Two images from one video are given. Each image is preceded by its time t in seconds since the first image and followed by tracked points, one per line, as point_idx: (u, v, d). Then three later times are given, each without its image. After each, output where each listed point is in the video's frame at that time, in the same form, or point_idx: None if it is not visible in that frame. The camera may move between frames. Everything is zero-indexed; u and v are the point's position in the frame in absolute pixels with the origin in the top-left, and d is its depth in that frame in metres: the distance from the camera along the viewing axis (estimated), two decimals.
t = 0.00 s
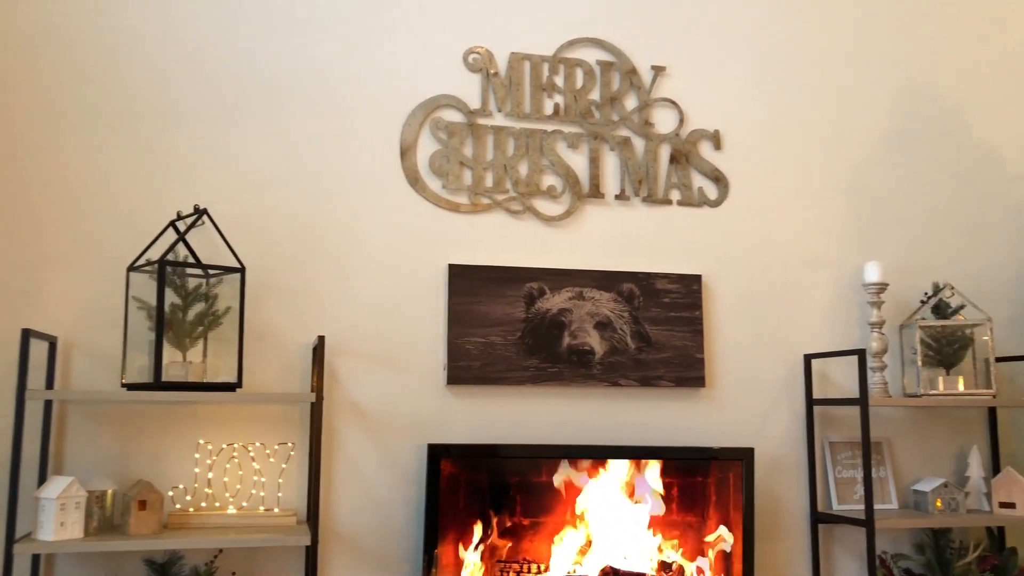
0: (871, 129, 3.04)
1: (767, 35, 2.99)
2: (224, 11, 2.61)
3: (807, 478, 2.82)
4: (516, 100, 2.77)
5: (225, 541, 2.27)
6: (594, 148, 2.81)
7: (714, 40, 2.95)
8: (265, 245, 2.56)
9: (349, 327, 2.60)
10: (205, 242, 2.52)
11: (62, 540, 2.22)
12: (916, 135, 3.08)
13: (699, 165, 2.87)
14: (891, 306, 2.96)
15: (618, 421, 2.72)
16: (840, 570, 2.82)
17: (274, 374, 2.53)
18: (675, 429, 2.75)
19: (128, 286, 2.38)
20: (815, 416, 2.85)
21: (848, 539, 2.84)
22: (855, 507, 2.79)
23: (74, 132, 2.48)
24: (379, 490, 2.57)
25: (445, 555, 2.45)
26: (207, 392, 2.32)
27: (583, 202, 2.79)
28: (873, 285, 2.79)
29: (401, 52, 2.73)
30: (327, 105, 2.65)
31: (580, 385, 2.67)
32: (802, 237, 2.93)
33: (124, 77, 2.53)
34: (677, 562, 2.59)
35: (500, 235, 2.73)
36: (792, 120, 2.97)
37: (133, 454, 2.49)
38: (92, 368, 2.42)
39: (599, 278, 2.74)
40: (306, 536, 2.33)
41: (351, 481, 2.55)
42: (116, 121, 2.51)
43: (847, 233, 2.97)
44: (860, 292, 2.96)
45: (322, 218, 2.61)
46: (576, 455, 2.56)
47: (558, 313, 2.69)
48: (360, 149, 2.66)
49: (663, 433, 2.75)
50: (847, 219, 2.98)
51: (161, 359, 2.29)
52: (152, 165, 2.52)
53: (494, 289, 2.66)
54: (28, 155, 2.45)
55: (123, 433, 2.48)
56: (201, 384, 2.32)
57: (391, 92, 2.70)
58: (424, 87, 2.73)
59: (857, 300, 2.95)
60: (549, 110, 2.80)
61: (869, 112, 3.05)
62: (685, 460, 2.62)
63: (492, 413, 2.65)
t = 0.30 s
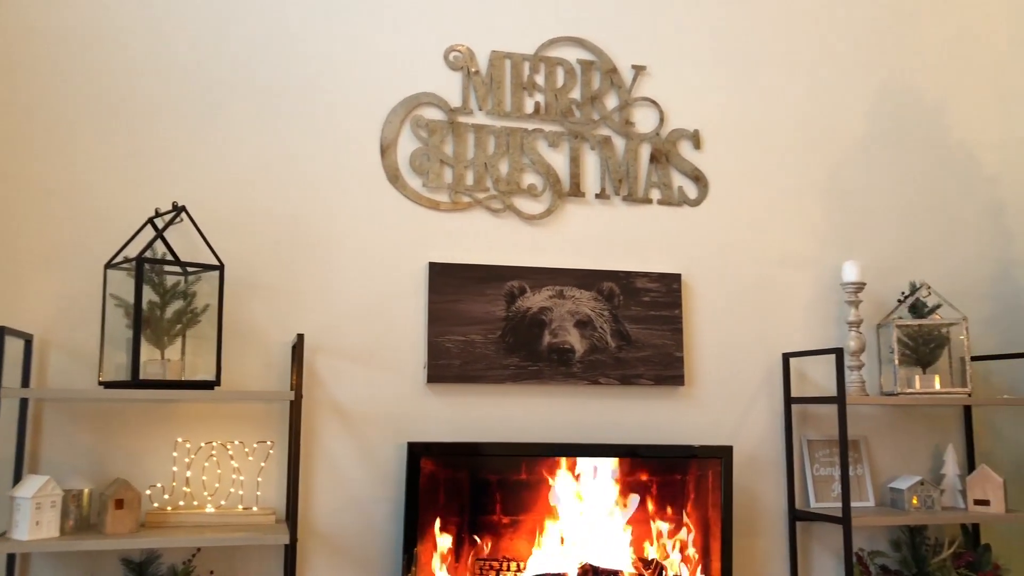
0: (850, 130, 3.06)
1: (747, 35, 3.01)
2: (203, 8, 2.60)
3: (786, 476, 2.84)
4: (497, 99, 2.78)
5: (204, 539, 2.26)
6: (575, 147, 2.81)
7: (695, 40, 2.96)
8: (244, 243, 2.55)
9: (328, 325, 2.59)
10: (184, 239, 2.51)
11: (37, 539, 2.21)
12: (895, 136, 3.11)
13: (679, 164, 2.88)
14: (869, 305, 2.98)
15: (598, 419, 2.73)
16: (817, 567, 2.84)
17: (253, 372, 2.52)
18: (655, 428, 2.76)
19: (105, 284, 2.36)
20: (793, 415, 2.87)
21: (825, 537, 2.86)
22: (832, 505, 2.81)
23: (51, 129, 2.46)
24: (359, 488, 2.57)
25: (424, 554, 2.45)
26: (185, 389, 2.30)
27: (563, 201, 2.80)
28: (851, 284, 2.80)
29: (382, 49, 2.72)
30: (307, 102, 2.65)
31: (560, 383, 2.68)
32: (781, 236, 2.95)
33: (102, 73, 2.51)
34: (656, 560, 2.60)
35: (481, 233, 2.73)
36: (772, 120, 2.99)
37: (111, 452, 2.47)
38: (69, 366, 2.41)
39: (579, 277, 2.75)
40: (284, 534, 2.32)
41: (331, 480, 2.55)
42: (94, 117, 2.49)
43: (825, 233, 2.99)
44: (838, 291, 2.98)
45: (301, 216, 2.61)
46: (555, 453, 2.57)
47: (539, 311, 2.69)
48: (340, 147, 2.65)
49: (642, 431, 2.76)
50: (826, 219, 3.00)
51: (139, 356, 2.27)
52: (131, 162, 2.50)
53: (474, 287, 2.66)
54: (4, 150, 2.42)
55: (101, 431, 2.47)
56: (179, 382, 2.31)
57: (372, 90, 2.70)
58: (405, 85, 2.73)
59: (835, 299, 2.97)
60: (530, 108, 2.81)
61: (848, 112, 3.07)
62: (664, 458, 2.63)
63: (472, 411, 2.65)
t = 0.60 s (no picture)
0: (832, 128, 3.08)
1: (730, 33, 3.02)
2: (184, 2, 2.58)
3: (767, 472, 2.85)
4: (480, 95, 2.77)
5: (185, 536, 2.25)
6: (559, 144, 2.81)
7: (678, 38, 2.97)
8: (226, 238, 2.54)
9: (311, 321, 2.58)
10: (165, 235, 2.49)
11: (15, 536, 2.19)
12: (876, 134, 3.13)
13: (662, 161, 2.89)
14: (850, 302, 3.00)
15: (581, 416, 2.73)
16: (798, 563, 2.85)
17: (234, 368, 2.51)
18: (637, 424, 2.77)
19: (85, 279, 2.34)
20: (774, 412, 2.88)
21: (806, 533, 2.87)
22: (813, 501, 2.83)
23: (30, 122, 2.44)
24: (341, 485, 2.56)
25: (406, 550, 2.44)
26: (166, 386, 2.29)
27: (546, 197, 2.80)
28: (832, 282, 2.82)
29: (365, 45, 2.71)
30: (290, 98, 2.64)
31: (543, 380, 2.68)
32: (763, 234, 2.96)
33: (83, 66, 2.49)
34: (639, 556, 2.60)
35: (464, 230, 2.72)
36: (754, 118, 3.00)
37: (90, 449, 2.45)
38: (49, 362, 2.39)
39: (562, 273, 2.75)
40: (266, 531, 2.31)
41: (313, 477, 2.54)
42: (74, 111, 2.47)
43: (807, 230, 3.01)
44: (819, 289, 3.00)
45: (284, 212, 2.60)
46: (538, 449, 2.57)
47: (522, 308, 2.69)
48: (323, 143, 2.65)
49: (624, 428, 2.76)
50: (808, 216, 3.01)
51: (119, 352, 2.26)
52: (111, 157, 2.48)
53: (457, 283, 2.66)
54: None
55: (80, 428, 2.45)
56: (159, 378, 2.29)
57: (355, 86, 2.69)
58: (388, 81, 2.72)
59: (816, 297, 2.99)
60: (513, 105, 2.81)
61: (830, 111, 3.09)
62: (646, 454, 2.64)
63: (454, 408, 2.65)
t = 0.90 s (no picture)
0: (816, 123, 3.09)
1: (714, 28, 3.02)
2: None
3: (751, 466, 2.86)
4: (465, 89, 2.77)
5: (167, 531, 2.23)
6: (543, 139, 2.81)
7: (663, 33, 2.97)
8: (208, 232, 2.53)
9: (294, 316, 2.57)
10: (147, 229, 2.48)
11: None
12: (860, 129, 3.14)
13: (647, 156, 2.89)
14: (833, 297, 3.02)
15: (565, 410, 2.74)
16: (781, 556, 2.87)
17: (217, 363, 2.49)
18: (621, 418, 2.77)
19: (66, 273, 2.33)
20: (758, 406, 2.89)
21: (790, 526, 2.89)
22: (796, 495, 2.84)
23: (10, 115, 2.41)
24: (324, 480, 2.55)
25: (390, 545, 2.44)
26: (148, 381, 2.28)
27: (531, 192, 2.79)
28: (816, 276, 2.83)
29: (349, 39, 2.70)
30: (273, 91, 2.62)
31: (527, 374, 2.68)
32: (747, 229, 2.97)
33: (63, 59, 2.46)
34: (623, 550, 2.61)
35: (448, 224, 2.72)
36: (738, 113, 3.01)
37: (72, 445, 2.43)
38: (29, 357, 2.37)
39: (547, 268, 2.75)
40: (249, 526, 2.30)
41: (296, 472, 2.53)
42: (55, 104, 2.45)
43: (791, 225, 3.02)
44: (803, 283, 3.01)
45: (267, 206, 2.58)
46: (522, 444, 2.57)
47: (506, 303, 2.69)
48: (307, 137, 2.63)
49: (609, 422, 2.77)
50: (792, 211, 3.03)
51: (101, 347, 2.24)
52: (91, 150, 2.46)
53: (442, 278, 2.66)
54: None
55: (61, 423, 2.43)
56: (141, 373, 2.28)
57: (339, 79, 2.68)
58: (372, 75, 2.71)
59: (800, 291, 3.00)
60: (498, 99, 2.80)
61: (814, 106, 3.10)
62: (630, 448, 2.65)
63: (438, 402, 2.65)
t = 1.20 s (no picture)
0: (803, 116, 3.10)
1: (702, 21, 3.02)
2: None
3: (737, 458, 2.87)
4: (452, 80, 2.76)
5: (153, 524, 2.22)
6: (531, 130, 2.80)
7: (651, 25, 2.97)
8: (194, 224, 2.51)
9: (281, 308, 2.56)
10: (132, 220, 2.46)
11: None
12: (847, 122, 3.15)
13: (634, 148, 2.89)
14: (820, 289, 3.03)
15: (553, 402, 2.74)
16: (768, 547, 2.88)
17: (203, 355, 2.48)
18: (609, 410, 2.78)
19: (51, 265, 2.31)
20: (744, 397, 2.90)
21: (776, 517, 2.90)
22: (782, 486, 2.85)
23: None
24: (312, 472, 2.55)
25: (378, 537, 2.44)
26: (133, 373, 2.26)
27: (519, 184, 2.79)
28: (803, 268, 2.84)
29: (335, 30, 2.69)
30: (258, 82, 2.61)
31: (515, 367, 2.68)
32: (735, 221, 2.98)
33: (46, 49, 2.44)
34: (610, 542, 2.62)
35: (436, 216, 2.71)
36: (726, 106, 3.01)
37: (56, 437, 2.42)
38: (13, 349, 2.35)
39: (534, 260, 2.75)
40: (235, 518, 2.29)
41: (283, 464, 2.52)
42: (38, 94, 2.42)
43: (778, 218, 3.02)
44: (789, 276, 3.02)
45: (253, 197, 2.57)
46: (509, 436, 2.57)
47: (494, 295, 2.69)
48: (293, 128, 2.62)
49: (596, 414, 2.77)
50: (779, 204, 3.03)
51: (85, 339, 2.23)
52: (75, 141, 2.44)
53: (429, 270, 2.65)
54: None
55: (46, 416, 2.42)
56: (126, 366, 2.26)
57: (325, 70, 2.67)
58: (358, 66, 2.70)
59: (787, 284, 3.01)
60: (486, 90, 2.79)
61: (801, 99, 3.10)
62: (617, 440, 2.65)
63: (426, 395, 2.65)
